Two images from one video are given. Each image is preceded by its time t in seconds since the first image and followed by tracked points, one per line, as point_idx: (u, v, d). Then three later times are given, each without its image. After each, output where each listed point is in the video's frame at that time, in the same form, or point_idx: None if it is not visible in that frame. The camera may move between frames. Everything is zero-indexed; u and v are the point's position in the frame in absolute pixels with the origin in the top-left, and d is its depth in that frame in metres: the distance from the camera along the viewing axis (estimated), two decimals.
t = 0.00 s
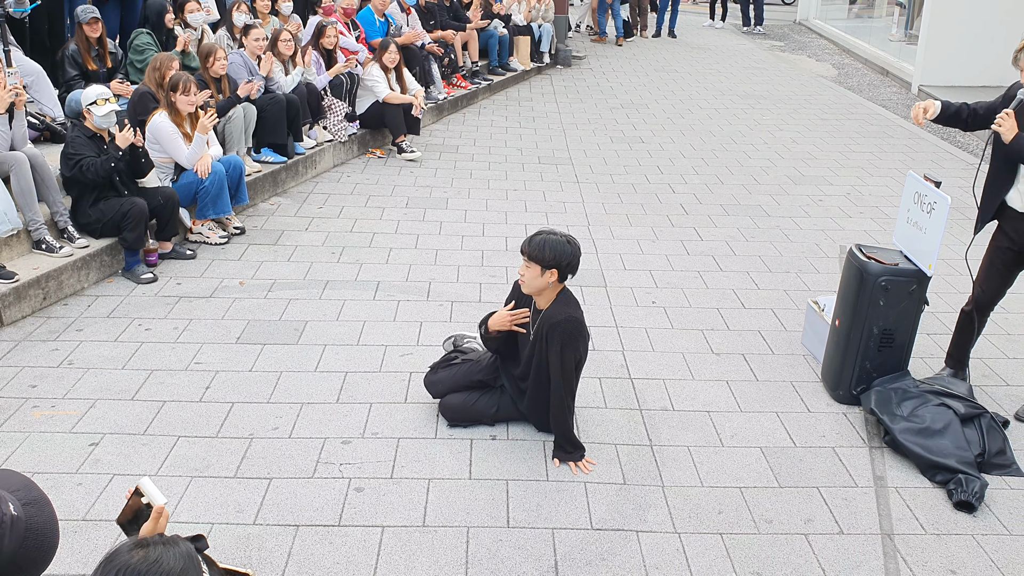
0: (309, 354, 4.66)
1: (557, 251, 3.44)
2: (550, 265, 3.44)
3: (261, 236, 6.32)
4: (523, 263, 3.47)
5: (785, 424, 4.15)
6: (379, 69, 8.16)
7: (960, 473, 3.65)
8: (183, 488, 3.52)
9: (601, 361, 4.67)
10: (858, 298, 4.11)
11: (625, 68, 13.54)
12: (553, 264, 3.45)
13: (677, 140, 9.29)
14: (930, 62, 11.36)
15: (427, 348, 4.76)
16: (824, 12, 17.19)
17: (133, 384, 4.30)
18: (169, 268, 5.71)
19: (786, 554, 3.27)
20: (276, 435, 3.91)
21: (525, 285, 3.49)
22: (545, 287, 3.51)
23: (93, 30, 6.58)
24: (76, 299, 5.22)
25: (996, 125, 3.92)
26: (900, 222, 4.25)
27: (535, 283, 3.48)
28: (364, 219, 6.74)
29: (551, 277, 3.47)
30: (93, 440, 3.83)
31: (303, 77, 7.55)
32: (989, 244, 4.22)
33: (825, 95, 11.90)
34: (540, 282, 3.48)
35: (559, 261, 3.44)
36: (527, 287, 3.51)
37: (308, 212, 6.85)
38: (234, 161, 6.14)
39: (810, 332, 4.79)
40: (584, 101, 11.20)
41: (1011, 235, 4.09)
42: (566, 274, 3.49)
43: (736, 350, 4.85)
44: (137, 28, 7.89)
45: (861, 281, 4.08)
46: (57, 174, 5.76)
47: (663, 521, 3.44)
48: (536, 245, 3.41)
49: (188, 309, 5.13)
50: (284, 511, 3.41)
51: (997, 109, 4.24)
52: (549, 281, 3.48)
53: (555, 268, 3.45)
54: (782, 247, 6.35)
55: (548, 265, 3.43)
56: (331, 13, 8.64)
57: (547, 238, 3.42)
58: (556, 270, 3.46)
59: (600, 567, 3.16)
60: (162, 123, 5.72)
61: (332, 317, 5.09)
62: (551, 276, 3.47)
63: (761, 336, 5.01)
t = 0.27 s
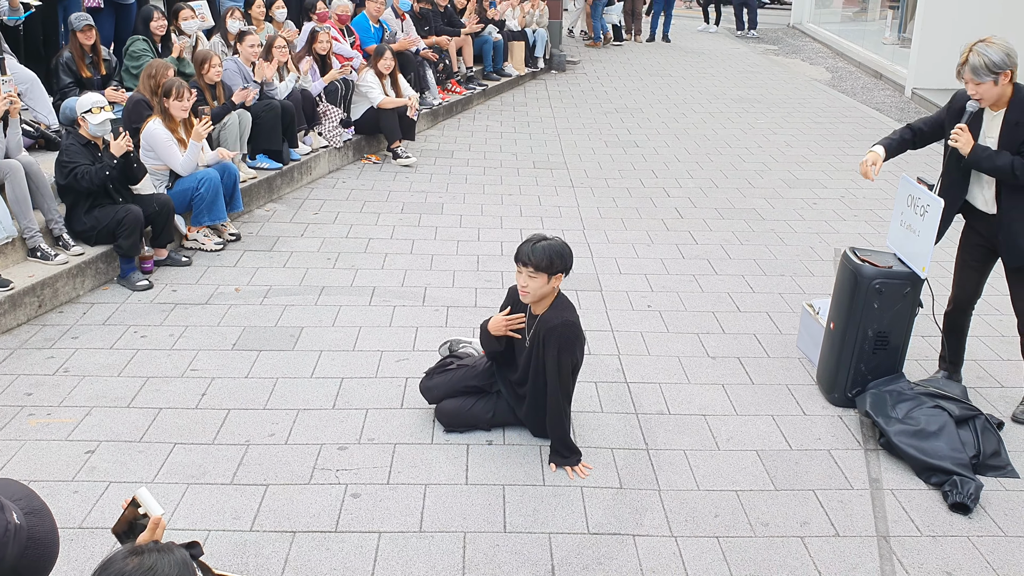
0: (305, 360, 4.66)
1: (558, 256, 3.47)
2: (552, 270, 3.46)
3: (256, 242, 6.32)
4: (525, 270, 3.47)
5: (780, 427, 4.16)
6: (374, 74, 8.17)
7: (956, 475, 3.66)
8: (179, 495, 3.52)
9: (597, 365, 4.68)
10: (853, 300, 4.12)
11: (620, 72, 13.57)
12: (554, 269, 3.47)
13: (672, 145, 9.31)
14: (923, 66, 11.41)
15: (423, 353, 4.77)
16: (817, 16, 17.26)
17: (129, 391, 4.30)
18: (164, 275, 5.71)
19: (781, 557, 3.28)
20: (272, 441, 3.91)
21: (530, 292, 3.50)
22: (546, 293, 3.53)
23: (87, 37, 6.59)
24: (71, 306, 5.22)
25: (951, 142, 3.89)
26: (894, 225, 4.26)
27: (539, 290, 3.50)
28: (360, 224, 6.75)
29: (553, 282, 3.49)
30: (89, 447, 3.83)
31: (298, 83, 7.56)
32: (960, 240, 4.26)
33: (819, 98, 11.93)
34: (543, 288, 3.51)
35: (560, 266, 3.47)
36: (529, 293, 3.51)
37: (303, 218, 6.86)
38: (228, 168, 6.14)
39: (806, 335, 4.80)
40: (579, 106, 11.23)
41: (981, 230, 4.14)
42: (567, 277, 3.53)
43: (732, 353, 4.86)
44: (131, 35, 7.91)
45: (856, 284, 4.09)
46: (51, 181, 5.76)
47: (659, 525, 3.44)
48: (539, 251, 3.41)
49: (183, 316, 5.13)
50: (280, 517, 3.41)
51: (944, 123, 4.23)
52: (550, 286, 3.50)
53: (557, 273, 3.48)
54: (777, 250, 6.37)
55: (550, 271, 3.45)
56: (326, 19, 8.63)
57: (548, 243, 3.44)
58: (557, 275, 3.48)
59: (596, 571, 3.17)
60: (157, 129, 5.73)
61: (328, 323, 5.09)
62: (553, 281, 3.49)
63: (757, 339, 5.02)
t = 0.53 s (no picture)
0: (305, 373, 4.66)
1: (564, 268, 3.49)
2: (558, 283, 3.48)
3: (256, 255, 6.33)
4: (532, 287, 3.47)
5: (782, 436, 4.15)
6: (373, 88, 8.20)
7: (957, 483, 3.65)
8: (180, 509, 3.52)
9: (598, 376, 4.68)
10: (852, 309, 4.11)
11: (617, 84, 13.62)
12: (560, 282, 3.49)
13: (670, 155, 9.34)
14: (919, 74, 11.46)
15: (423, 365, 4.77)
16: (814, 26, 17.32)
17: (129, 405, 4.30)
18: (164, 289, 5.71)
19: (782, 566, 3.27)
20: (272, 454, 3.91)
21: (539, 308, 3.50)
22: (551, 306, 3.55)
23: (86, 53, 6.61)
24: (71, 321, 5.22)
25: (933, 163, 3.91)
26: (891, 234, 4.27)
27: (547, 305, 3.51)
28: (359, 237, 6.76)
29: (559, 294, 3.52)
30: (89, 461, 3.83)
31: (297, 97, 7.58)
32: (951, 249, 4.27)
33: (816, 107, 11.97)
34: (550, 302, 3.52)
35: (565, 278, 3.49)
36: (537, 310, 3.51)
37: (303, 231, 6.87)
38: (228, 182, 6.15)
39: (806, 344, 4.80)
40: (577, 117, 11.26)
41: (971, 236, 4.16)
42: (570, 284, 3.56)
43: (732, 363, 4.86)
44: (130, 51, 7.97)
45: (855, 292, 4.09)
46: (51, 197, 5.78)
47: (661, 536, 3.44)
48: (547, 266, 3.41)
49: (183, 329, 5.14)
50: (280, 530, 3.41)
51: (919, 145, 4.21)
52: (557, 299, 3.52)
53: (563, 286, 3.50)
54: (776, 259, 6.38)
55: (558, 285, 3.47)
56: (325, 33, 8.66)
57: (552, 257, 3.44)
58: (563, 288, 3.51)
59: None
60: (156, 144, 5.76)
61: (328, 335, 5.10)
62: (559, 294, 3.52)
63: (757, 349, 5.02)
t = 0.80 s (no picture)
0: (306, 387, 4.66)
1: (557, 282, 3.49)
2: (547, 299, 3.47)
3: (256, 269, 6.33)
4: (521, 301, 3.47)
5: (783, 448, 4.15)
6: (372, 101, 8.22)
7: (959, 494, 3.65)
8: (181, 523, 3.51)
9: (599, 389, 4.67)
10: (852, 320, 4.11)
11: (616, 96, 13.67)
12: (550, 298, 3.48)
13: (669, 167, 9.36)
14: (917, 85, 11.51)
15: (424, 378, 4.76)
16: (811, 37, 17.40)
17: (130, 420, 4.30)
18: (164, 303, 5.72)
19: None
20: (273, 468, 3.91)
21: (528, 321, 3.50)
22: (543, 320, 3.54)
23: (86, 69, 6.64)
24: (71, 336, 5.22)
25: (928, 181, 3.93)
26: (891, 245, 4.27)
27: (538, 318, 3.50)
28: (359, 250, 6.77)
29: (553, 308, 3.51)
30: (90, 477, 3.82)
31: (297, 111, 7.61)
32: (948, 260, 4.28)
33: (815, 119, 12.01)
34: (541, 315, 3.51)
35: (558, 291, 3.48)
36: (526, 323, 3.51)
37: (303, 244, 6.87)
38: (227, 197, 6.17)
39: (806, 355, 4.80)
40: (576, 130, 11.29)
41: (969, 247, 4.16)
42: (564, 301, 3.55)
43: (733, 375, 4.85)
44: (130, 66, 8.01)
45: (855, 303, 4.08)
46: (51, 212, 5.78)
47: (663, 548, 3.43)
48: (532, 281, 3.42)
49: (184, 343, 5.14)
50: (281, 545, 3.40)
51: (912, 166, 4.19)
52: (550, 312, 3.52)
53: (555, 300, 3.49)
54: (775, 270, 6.39)
55: (549, 299, 3.46)
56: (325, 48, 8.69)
57: (542, 272, 3.44)
58: (556, 301, 3.50)
59: None
60: (156, 159, 5.78)
61: (328, 349, 5.10)
62: (552, 307, 3.51)
63: (758, 360, 5.02)
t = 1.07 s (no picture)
0: (306, 396, 4.65)
1: (560, 290, 3.49)
2: (546, 306, 3.47)
3: (256, 278, 6.34)
4: (519, 305, 3.49)
5: (784, 456, 4.14)
6: (373, 111, 8.25)
7: (960, 502, 3.64)
8: (182, 532, 3.50)
9: (599, 397, 4.67)
10: (852, 328, 4.10)
11: (615, 105, 13.70)
12: (549, 306, 3.48)
13: (668, 175, 9.38)
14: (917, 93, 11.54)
15: (424, 387, 4.76)
16: (810, 46, 17.45)
17: (130, 429, 4.30)
18: (165, 313, 5.72)
19: None
20: (273, 478, 3.90)
21: (526, 327, 3.51)
22: (541, 327, 3.54)
23: (87, 78, 6.63)
24: (71, 345, 5.22)
25: (926, 192, 3.94)
26: (890, 253, 4.28)
27: (536, 325, 3.51)
28: (360, 259, 6.77)
29: (553, 317, 3.52)
30: (90, 486, 3.82)
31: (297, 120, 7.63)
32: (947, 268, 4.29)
33: (814, 127, 12.04)
34: (539, 322, 3.51)
35: (558, 300, 3.48)
36: (524, 329, 3.53)
37: (303, 253, 6.88)
38: (227, 206, 6.18)
39: (806, 363, 4.80)
40: (575, 138, 11.31)
41: (968, 253, 4.16)
42: (564, 311, 3.53)
43: (733, 383, 4.85)
44: (131, 76, 8.05)
45: (855, 311, 4.08)
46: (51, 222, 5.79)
47: (664, 557, 3.42)
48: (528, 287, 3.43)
49: (184, 352, 5.14)
50: (280, 555, 3.39)
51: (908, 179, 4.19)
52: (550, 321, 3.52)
53: (555, 308, 3.49)
54: (775, 278, 6.40)
55: (548, 307, 3.47)
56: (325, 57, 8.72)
57: (541, 279, 3.45)
58: (556, 309, 3.50)
59: None
60: (156, 168, 5.80)
61: (328, 357, 5.10)
62: (552, 315, 3.51)
63: (758, 369, 5.01)
